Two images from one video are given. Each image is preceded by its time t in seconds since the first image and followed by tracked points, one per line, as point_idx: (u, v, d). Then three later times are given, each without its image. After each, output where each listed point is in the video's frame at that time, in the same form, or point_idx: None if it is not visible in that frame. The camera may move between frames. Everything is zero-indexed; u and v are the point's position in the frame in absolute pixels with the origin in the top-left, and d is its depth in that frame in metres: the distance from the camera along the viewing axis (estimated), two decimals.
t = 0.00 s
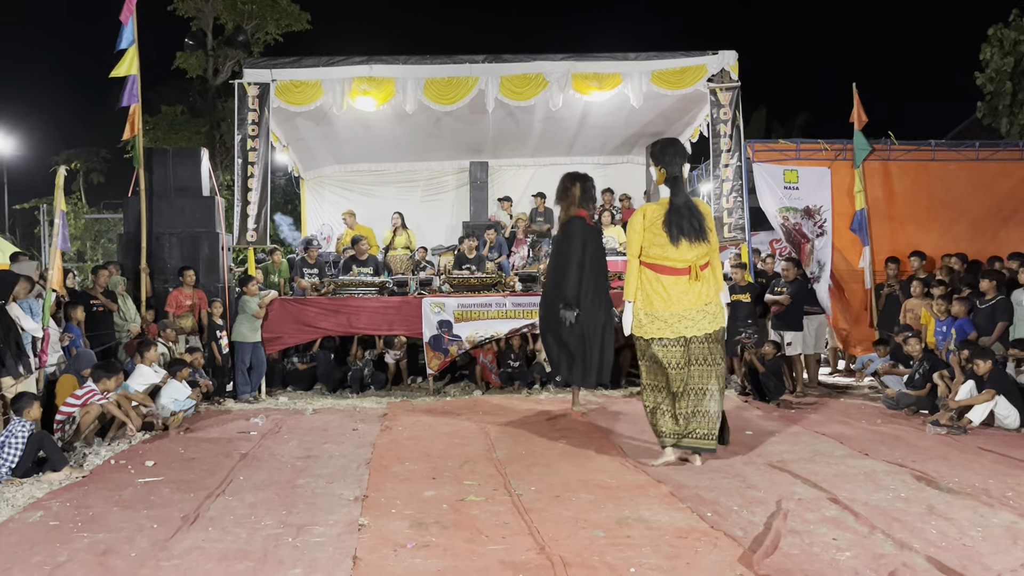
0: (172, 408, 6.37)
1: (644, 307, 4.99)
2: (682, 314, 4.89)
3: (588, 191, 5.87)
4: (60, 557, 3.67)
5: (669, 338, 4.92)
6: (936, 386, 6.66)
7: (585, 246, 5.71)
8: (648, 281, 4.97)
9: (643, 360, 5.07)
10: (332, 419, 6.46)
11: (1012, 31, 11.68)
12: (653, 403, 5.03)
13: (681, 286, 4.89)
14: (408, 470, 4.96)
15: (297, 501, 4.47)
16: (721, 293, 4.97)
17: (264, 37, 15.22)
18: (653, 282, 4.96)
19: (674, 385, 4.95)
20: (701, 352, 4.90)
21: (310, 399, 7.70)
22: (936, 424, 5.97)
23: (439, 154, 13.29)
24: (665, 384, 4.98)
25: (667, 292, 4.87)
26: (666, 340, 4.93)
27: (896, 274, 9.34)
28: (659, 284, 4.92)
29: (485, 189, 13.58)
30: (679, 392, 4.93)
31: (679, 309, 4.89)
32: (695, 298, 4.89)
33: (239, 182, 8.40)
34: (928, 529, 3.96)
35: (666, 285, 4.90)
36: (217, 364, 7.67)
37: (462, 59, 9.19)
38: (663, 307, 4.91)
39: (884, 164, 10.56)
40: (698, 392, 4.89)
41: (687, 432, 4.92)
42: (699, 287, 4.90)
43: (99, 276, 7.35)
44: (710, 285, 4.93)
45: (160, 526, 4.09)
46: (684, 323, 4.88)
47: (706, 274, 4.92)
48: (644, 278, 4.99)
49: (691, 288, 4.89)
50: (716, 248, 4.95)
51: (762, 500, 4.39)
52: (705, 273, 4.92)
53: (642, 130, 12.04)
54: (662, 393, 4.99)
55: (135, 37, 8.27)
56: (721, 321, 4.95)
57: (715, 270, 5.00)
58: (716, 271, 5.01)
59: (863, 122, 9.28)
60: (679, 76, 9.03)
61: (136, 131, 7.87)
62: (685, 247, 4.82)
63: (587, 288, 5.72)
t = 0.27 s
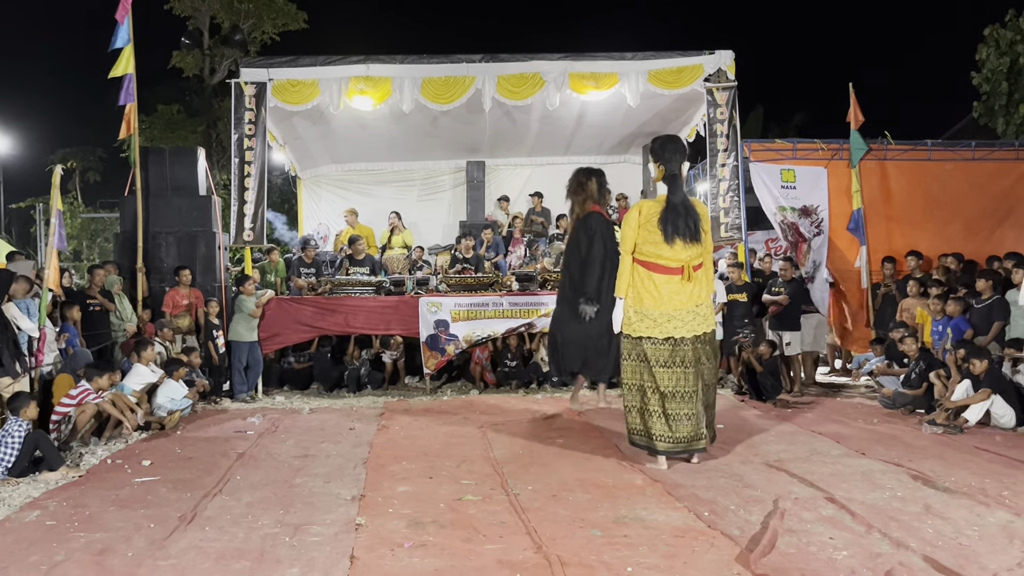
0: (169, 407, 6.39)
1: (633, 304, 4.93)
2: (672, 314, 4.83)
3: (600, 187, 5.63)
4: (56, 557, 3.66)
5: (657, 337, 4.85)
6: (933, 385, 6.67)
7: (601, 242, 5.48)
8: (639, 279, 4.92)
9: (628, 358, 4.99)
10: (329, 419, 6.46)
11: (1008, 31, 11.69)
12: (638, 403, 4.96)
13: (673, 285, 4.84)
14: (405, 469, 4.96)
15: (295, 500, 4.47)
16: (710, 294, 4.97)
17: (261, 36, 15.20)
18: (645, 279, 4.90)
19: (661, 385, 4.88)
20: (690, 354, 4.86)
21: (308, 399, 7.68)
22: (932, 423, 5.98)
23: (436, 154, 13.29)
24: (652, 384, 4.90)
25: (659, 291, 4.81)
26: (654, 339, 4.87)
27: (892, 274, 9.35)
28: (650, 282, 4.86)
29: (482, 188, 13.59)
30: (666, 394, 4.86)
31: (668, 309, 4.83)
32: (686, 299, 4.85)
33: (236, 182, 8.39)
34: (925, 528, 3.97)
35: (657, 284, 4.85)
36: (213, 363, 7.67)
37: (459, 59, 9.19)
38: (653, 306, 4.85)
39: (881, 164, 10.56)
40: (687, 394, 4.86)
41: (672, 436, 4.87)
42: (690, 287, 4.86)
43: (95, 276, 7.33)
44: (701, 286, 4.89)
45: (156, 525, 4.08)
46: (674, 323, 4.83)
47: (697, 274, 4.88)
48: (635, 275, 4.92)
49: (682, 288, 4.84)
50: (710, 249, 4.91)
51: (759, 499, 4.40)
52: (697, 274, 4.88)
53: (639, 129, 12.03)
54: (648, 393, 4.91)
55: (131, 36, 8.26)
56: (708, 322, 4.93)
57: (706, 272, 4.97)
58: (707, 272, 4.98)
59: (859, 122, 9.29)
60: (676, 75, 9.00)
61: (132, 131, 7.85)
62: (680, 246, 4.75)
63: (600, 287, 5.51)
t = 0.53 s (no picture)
0: (163, 407, 6.37)
1: (627, 306, 4.92)
2: (666, 317, 4.83)
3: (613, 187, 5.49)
4: (50, 557, 3.65)
5: (649, 339, 4.86)
6: (927, 384, 6.68)
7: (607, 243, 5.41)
8: (634, 280, 4.90)
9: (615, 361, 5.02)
10: (325, 418, 6.44)
11: (1003, 32, 11.71)
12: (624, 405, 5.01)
13: (668, 288, 4.83)
14: (400, 469, 4.96)
15: (290, 500, 4.47)
16: (706, 298, 4.95)
17: (256, 36, 15.17)
18: (640, 281, 4.89)
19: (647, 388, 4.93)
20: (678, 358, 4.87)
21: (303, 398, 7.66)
22: (927, 423, 6.00)
23: (432, 153, 13.27)
24: (638, 387, 4.96)
25: (653, 293, 4.80)
26: (645, 342, 4.88)
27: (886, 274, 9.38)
28: (645, 284, 4.85)
29: (477, 188, 13.52)
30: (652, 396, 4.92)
31: (662, 311, 4.83)
32: (680, 302, 4.84)
33: (231, 181, 8.38)
34: (919, 527, 3.98)
35: (651, 286, 4.84)
36: (208, 363, 7.64)
37: (455, 58, 9.19)
38: (646, 308, 4.85)
39: (876, 164, 10.57)
40: (674, 397, 4.88)
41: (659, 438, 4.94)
42: (685, 291, 4.86)
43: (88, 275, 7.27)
44: (696, 289, 4.88)
45: (151, 525, 4.07)
46: (665, 326, 4.83)
47: (693, 278, 4.87)
48: (630, 276, 4.91)
49: (678, 291, 4.84)
50: (707, 252, 4.90)
51: (753, 498, 4.41)
52: (692, 277, 4.87)
53: (634, 129, 12.02)
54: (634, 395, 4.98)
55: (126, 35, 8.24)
56: (703, 327, 4.93)
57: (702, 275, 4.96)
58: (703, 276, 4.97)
59: (854, 122, 9.29)
60: (671, 75, 9.05)
61: (127, 130, 7.83)
62: (675, 249, 4.75)
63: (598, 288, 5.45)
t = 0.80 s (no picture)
0: (156, 407, 6.38)
1: (631, 304, 4.73)
2: (671, 314, 4.65)
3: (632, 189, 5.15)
4: (42, 557, 3.64)
5: (654, 336, 4.70)
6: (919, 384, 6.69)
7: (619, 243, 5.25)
8: (638, 276, 4.70)
9: (620, 358, 4.84)
10: (318, 418, 6.43)
11: (995, 33, 11.76)
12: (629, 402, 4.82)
13: (672, 284, 4.63)
14: (394, 469, 4.95)
15: (283, 499, 4.46)
16: (713, 293, 4.74)
17: (250, 34, 15.14)
18: (643, 277, 4.69)
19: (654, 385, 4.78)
20: (689, 355, 4.71)
21: (297, 398, 7.65)
22: (919, 422, 6.01)
23: (426, 152, 13.26)
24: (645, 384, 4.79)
25: (656, 290, 4.62)
26: (649, 339, 4.72)
27: (880, 273, 9.42)
28: (649, 281, 4.65)
29: (472, 187, 13.62)
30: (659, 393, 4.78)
31: (667, 308, 4.65)
32: (686, 298, 4.65)
33: (224, 180, 8.37)
34: (911, 527, 3.99)
35: (655, 283, 4.64)
36: (201, 363, 7.62)
37: (449, 57, 9.18)
38: (650, 305, 4.66)
39: (869, 163, 10.58)
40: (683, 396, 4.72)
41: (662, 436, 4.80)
42: (691, 287, 4.65)
43: (78, 275, 7.30)
44: (702, 284, 4.68)
45: (143, 525, 4.06)
46: (669, 323, 4.66)
47: (699, 273, 4.65)
48: (633, 273, 4.71)
49: (683, 287, 4.64)
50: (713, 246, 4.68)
51: (747, 497, 4.41)
52: (698, 272, 4.66)
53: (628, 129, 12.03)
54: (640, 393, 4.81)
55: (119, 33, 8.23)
56: (709, 323, 4.72)
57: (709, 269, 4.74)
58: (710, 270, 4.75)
59: (848, 122, 9.31)
60: (665, 75, 9.01)
61: (119, 128, 7.81)
62: (679, 245, 4.54)
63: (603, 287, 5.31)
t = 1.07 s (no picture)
0: (149, 406, 6.37)
1: (645, 308, 4.74)
2: (686, 316, 4.66)
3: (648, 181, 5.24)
4: (33, 557, 3.62)
5: (672, 341, 4.69)
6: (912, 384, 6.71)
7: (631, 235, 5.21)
8: (650, 280, 4.72)
9: (637, 362, 4.80)
10: (312, 418, 6.42)
11: (988, 34, 11.75)
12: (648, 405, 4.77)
13: (685, 286, 4.65)
14: (387, 468, 4.94)
15: (275, 499, 4.45)
16: (727, 293, 4.75)
17: (244, 34, 15.10)
18: (656, 281, 4.71)
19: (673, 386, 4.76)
20: (709, 356, 4.70)
21: (289, 398, 7.63)
22: (911, 422, 6.02)
23: (420, 152, 13.24)
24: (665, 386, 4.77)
25: (671, 293, 4.63)
26: (667, 343, 4.70)
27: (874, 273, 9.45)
28: (661, 284, 4.67)
29: (464, 187, 13.33)
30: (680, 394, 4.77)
31: (683, 310, 4.65)
32: (700, 299, 4.66)
33: (217, 179, 8.35)
34: (903, 526, 4.00)
35: (669, 285, 4.66)
36: (194, 362, 7.61)
37: (443, 56, 9.19)
38: (666, 308, 4.66)
39: (862, 164, 10.59)
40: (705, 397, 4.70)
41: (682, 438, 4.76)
42: (705, 287, 4.67)
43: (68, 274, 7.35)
44: (715, 284, 4.69)
45: (135, 525, 4.05)
46: (684, 326, 4.66)
47: (711, 273, 4.68)
48: (645, 277, 4.73)
49: (696, 288, 4.66)
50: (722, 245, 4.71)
51: (739, 497, 4.42)
52: (710, 272, 4.68)
53: (622, 129, 12.03)
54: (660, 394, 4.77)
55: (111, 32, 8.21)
56: (723, 323, 4.71)
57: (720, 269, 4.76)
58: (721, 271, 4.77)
59: (841, 122, 9.32)
60: (659, 75, 9.07)
61: (111, 127, 7.79)
62: (690, 245, 4.58)
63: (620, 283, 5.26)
